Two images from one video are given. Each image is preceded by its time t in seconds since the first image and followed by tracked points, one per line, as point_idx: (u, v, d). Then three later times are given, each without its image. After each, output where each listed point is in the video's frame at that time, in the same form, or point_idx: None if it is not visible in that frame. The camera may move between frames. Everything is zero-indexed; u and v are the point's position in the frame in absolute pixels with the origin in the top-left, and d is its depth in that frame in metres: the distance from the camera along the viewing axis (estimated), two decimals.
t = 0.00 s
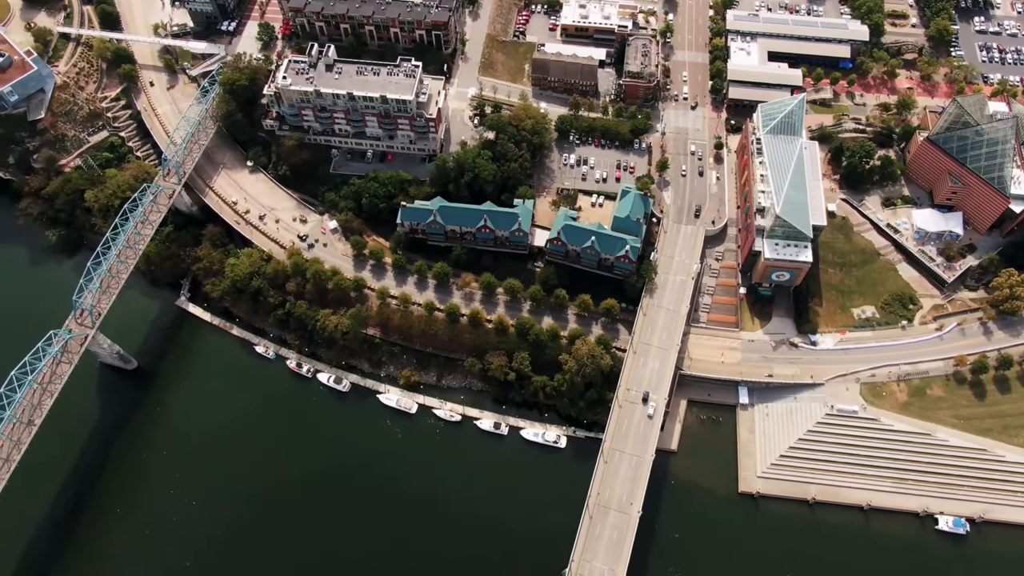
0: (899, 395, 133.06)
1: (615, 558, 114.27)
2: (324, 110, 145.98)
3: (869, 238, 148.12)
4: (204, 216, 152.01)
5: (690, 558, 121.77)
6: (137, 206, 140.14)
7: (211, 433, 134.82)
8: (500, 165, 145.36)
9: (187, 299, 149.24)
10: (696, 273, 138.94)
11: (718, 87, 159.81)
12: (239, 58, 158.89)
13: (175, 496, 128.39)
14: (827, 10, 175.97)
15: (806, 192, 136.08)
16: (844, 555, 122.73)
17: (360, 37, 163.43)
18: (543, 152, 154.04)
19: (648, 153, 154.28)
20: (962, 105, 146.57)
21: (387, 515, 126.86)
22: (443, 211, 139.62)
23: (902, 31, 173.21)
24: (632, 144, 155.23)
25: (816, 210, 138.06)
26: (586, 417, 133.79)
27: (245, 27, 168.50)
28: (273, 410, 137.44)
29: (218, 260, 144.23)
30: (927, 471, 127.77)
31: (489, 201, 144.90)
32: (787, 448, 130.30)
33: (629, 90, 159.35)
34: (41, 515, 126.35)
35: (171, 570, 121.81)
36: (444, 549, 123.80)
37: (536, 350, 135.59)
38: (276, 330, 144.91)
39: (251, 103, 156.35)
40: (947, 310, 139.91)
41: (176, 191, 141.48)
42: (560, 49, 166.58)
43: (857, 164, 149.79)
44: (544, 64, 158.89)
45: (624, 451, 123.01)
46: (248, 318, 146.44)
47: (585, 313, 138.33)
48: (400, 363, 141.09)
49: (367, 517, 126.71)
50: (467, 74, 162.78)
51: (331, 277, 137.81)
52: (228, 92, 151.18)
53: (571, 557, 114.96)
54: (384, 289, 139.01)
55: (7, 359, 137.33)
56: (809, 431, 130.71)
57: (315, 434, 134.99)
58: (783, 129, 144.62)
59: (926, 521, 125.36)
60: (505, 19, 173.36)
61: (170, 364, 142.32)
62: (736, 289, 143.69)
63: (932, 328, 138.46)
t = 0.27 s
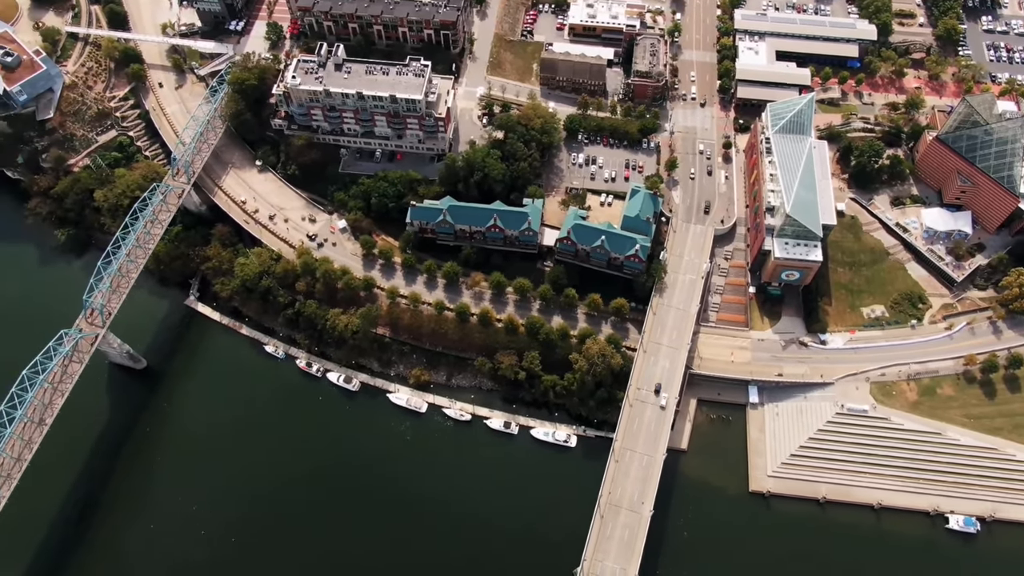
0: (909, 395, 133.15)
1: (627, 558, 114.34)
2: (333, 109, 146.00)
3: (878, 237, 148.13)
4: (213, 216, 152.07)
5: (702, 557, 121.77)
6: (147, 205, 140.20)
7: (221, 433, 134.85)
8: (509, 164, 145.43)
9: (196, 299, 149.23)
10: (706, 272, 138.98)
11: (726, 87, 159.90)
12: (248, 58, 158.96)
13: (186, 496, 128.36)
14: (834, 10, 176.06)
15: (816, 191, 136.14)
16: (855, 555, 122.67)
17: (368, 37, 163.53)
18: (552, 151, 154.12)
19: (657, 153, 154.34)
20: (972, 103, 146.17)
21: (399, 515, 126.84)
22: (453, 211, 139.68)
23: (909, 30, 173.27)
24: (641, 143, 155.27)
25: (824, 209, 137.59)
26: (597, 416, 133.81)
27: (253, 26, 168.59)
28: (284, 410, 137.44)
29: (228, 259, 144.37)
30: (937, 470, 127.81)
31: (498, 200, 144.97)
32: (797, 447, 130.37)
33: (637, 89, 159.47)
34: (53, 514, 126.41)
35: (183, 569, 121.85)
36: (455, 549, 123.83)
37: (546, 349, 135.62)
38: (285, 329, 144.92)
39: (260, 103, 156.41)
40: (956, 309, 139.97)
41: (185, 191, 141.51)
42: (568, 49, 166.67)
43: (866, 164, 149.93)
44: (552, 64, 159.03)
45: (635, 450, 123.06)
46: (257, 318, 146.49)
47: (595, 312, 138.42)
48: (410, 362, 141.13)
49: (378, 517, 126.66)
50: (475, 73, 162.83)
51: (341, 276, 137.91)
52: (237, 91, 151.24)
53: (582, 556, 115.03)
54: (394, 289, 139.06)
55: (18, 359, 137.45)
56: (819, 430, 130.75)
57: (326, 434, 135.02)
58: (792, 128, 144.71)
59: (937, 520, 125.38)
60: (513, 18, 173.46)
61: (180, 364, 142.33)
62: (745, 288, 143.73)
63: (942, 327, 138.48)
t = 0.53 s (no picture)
0: (920, 394, 133.17)
1: (639, 557, 114.40)
2: (342, 109, 145.93)
3: (887, 236, 148.15)
4: (222, 215, 152.06)
5: (713, 556, 121.81)
6: (157, 205, 140.21)
7: (232, 432, 134.85)
8: (519, 164, 145.45)
9: (205, 298, 149.16)
10: (715, 272, 138.99)
11: (735, 86, 159.89)
12: (256, 57, 158.91)
13: (197, 496, 128.38)
14: (842, 9, 176.00)
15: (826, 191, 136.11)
16: (867, 554, 122.74)
17: (376, 36, 163.51)
18: (561, 151, 154.12)
19: (666, 152, 154.33)
20: (981, 102, 145.54)
21: (410, 515, 126.84)
22: (463, 210, 139.70)
23: (917, 29, 173.25)
24: (650, 143, 155.26)
25: (834, 209, 137.44)
26: (607, 415, 133.90)
27: (261, 26, 168.56)
28: (294, 410, 137.48)
29: (237, 259, 144.39)
30: (948, 469, 127.84)
31: (508, 200, 144.95)
32: (808, 446, 130.39)
33: (646, 89, 159.47)
34: (63, 514, 126.41)
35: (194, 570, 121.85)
36: (466, 548, 123.81)
37: (556, 349, 135.63)
38: (295, 329, 144.90)
39: (269, 102, 156.39)
40: (966, 308, 139.97)
41: (195, 191, 141.45)
42: (576, 48, 166.63)
43: (875, 163, 149.97)
44: (561, 63, 159.01)
45: (646, 449, 123.07)
46: (267, 317, 146.51)
47: (604, 312, 138.48)
48: (420, 362, 141.19)
49: (389, 517, 126.59)
50: (484, 73, 162.80)
51: (351, 276, 137.95)
52: (246, 91, 151.26)
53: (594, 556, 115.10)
54: (404, 288, 139.10)
55: (28, 359, 137.49)
56: (830, 430, 130.79)
57: (336, 433, 135.03)
58: (802, 127, 144.69)
59: (948, 519, 125.45)
60: (521, 18, 173.44)
61: (190, 363, 142.31)
62: (755, 287, 143.74)
63: (952, 326, 138.58)
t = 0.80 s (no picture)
0: (931, 393, 133.19)
1: (653, 556, 114.42)
2: (353, 108, 145.88)
3: (898, 235, 148.17)
4: (232, 215, 152.10)
5: (726, 555, 121.82)
6: (168, 204, 140.16)
7: (243, 431, 134.83)
8: (530, 163, 145.46)
9: (216, 297, 149.07)
10: (727, 271, 138.99)
11: (745, 85, 159.87)
12: (266, 56, 158.90)
13: (209, 495, 128.32)
14: (851, 8, 175.97)
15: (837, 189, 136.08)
16: (879, 552, 122.80)
17: (386, 36, 163.49)
18: (571, 150, 154.13)
19: (676, 151, 154.33)
20: (993, 101, 144.05)
21: (423, 514, 126.74)
22: (474, 209, 139.73)
23: (926, 28, 173.24)
24: (660, 142, 155.28)
25: (845, 207, 137.65)
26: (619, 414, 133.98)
27: (270, 25, 168.56)
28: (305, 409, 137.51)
29: (248, 258, 144.44)
30: (960, 468, 127.85)
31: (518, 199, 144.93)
32: (820, 445, 130.40)
33: (656, 88, 159.46)
34: (76, 514, 126.39)
35: (207, 569, 121.83)
36: (478, 547, 123.74)
37: (568, 347, 135.60)
38: (306, 328, 144.88)
39: (279, 101, 156.41)
40: (977, 307, 139.95)
41: (205, 190, 141.40)
42: (586, 47, 166.60)
43: (885, 162, 150.01)
44: (570, 62, 159.03)
45: (659, 448, 123.07)
46: (278, 317, 146.51)
47: (616, 311, 138.49)
48: (431, 361, 141.22)
49: (401, 516, 126.56)
50: (493, 72, 162.77)
51: (362, 275, 137.99)
52: (256, 90, 151.24)
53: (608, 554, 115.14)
54: (416, 287, 139.13)
55: (40, 358, 137.51)
56: (842, 428, 130.81)
57: (348, 432, 135.04)
58: (812, 126, 144.64)
59: (960, 518, 125.51)
60: (530, 17, 173.38)
61: (201, 362, 142.28)
62: (765, 286, 143.77)
63: (963, 325, 138.56)
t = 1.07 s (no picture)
0: (941, 392, 133.20)
1: (664, 555, 114.47)
2: (362, 107, 145.84)
3: (907, 234, 148.22)
4: (241, 214, 152.19)
5: (737, 554, 121.77)
6: (177, 203, 140.14)
7: (253, 431, 134.80)
8: (539, 162, 145.47)
9: (225, 297, 148.97)
10: (736, 270, 139.05)
11: (753, 84, 159.91)
12: (275, 55, 158.95)
13: (220, 494, 128.23)
14: (859, 7, 175.99)
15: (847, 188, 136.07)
16: (890, 551, 122.86)
17: (394, 35, 163.52)
18: (580, 149, 154.16)
19: (685, 151, 154.37)
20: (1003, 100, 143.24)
21: (433, 513, 126.71)
22: (484, 208, 139.84)
23: (934, 28, 173.29)
24: (668, 141, 155.27)
25: (856, 207, 137.77)
26: (629, 413, 133.93)
27: (279, 24, 168.62)
28: (315, 408, 137.56)
29: (257, 257, 144.53)
30: (970, 467, 127.92)
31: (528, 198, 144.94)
32: (830, 444, 130.38)
33: (664, 87, 159.45)
34: (86, 513, 126.34)
35: (218, 569, 121.76)
36: (489, 546, 123.69)
37: (578, 346, 135.64)
38: (315, 327, 144.89)
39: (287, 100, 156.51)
40: (987, 306, 140.03)
41: (215, 189, 141.35)
42: (594, 47, 166.62)
43: (894, 161, 150.18)
44: (579, 61, 159.09)
45: (669, 447, 123.03)
46: (287, 316, 146.52)
47: (625, 310, 138.52)
48: (441, 360, 141.26)
49: (412, 515, 126.57)
50: (502, 71, 162.79)
51: (372, 274, 138.09)
52: (265, 89, 151.28)
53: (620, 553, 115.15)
54: (425, 286, 139.15)
55: (50, 357, 137.51)
56: (852, 428, 130.84)
57: (358, 432, 135.06)
58: (821, 125, 144.62)
59: (970, 517, 125.55)
60: (538, 16, 173.42)
61: (211, 362, 142.31)
62: (775, 285, 143.82)
63: (972, 324, 138.67)
